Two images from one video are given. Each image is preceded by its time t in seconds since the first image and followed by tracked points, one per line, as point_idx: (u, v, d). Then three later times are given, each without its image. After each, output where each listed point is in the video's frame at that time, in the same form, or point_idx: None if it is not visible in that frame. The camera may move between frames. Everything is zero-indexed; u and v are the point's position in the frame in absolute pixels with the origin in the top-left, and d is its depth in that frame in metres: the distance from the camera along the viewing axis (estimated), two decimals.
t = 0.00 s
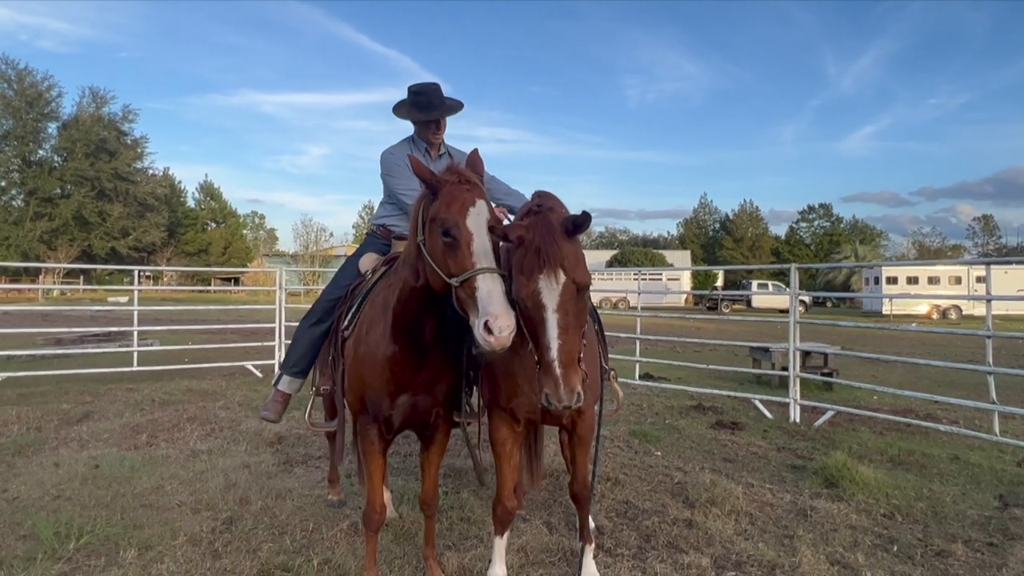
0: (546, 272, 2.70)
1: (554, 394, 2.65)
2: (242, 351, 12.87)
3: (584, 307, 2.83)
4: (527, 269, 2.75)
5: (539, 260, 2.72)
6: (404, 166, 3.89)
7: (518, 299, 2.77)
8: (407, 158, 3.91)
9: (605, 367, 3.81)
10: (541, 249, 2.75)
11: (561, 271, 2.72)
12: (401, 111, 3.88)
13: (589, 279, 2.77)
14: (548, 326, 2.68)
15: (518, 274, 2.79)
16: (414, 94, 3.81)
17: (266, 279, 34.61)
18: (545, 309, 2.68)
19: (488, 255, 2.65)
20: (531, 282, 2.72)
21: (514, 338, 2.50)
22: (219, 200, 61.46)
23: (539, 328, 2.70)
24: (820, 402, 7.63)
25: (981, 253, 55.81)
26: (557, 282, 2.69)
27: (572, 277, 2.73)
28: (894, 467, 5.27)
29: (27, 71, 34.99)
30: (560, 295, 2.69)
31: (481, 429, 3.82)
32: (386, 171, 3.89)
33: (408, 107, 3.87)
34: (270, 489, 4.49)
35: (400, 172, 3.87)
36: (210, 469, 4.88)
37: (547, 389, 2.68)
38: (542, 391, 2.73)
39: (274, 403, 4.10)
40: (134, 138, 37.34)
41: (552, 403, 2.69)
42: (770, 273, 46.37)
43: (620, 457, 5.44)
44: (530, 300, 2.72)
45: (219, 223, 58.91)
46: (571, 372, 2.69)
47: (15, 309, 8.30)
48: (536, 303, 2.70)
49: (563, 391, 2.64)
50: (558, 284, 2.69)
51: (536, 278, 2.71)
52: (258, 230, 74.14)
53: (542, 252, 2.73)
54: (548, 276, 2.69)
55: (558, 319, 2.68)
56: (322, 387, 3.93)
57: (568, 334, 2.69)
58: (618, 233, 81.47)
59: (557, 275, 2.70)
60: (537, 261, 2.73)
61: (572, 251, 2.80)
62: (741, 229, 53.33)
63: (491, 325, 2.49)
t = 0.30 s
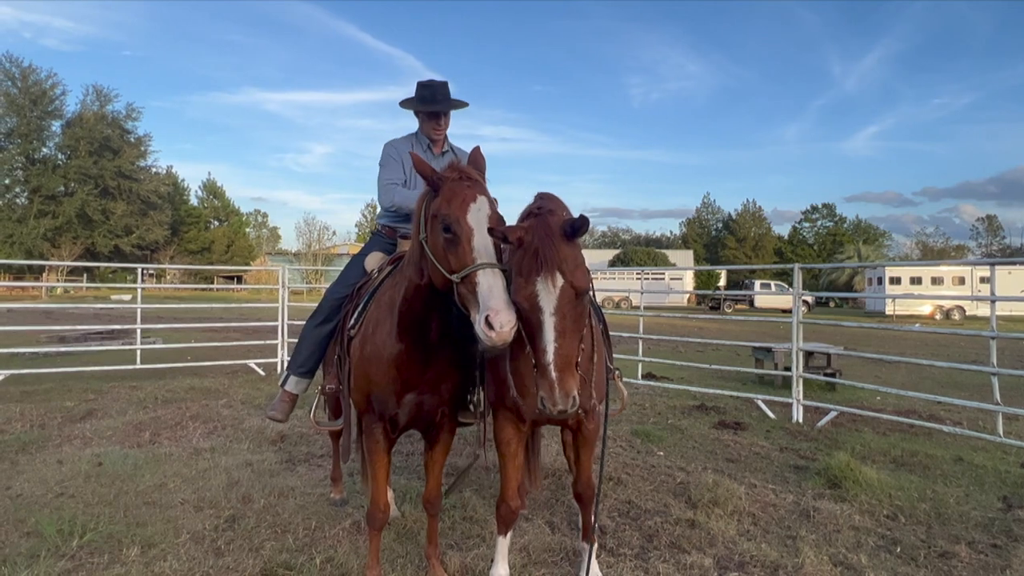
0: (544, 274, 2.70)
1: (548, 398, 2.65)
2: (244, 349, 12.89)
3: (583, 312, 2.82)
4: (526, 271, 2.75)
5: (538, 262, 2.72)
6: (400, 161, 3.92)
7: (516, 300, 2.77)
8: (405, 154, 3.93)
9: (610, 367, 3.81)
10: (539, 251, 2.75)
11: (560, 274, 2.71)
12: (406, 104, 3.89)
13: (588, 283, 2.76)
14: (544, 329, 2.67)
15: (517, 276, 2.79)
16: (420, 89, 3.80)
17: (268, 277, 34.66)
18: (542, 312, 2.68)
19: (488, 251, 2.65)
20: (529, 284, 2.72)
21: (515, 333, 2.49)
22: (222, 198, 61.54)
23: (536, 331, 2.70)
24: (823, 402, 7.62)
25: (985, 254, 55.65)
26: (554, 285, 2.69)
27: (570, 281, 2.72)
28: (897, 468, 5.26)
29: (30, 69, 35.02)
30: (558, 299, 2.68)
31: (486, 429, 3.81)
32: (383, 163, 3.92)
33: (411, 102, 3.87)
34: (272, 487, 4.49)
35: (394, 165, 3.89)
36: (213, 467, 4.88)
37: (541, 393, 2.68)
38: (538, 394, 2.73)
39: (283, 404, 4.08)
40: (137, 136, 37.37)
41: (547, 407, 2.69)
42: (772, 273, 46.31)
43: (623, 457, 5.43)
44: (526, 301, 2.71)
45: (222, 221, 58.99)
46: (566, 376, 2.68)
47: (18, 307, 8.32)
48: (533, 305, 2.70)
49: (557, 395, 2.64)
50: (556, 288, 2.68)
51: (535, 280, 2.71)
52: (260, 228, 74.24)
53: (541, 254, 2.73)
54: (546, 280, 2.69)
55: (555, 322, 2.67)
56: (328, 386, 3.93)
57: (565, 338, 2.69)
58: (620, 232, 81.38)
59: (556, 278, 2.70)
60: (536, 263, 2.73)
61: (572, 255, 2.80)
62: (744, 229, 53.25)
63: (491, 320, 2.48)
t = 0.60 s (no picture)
0: (547, 269, 2.69)
1: (547, 395, 2.65)
2: (246, 348, 12.89)
3: (586, 309, 2.81)
4: (529, 265, 2.75)
5: (542, 257, 2.72)
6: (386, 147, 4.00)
7: (519, 296, 2.77)
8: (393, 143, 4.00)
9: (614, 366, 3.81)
10: (543, 246, 2.75)
11: (563, 270, 2.70)
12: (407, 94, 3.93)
13: (591, 280, 2.76)
14: (546, 324, 2.66)
15: (520, 270, 2.80)
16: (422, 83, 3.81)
17: (271, 276, 34.71)
18: (544, 307, 2.67)
19: (491, 242, 2.65)
20: (532, 279, 2.72)
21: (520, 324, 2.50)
22: (225, 197, 61.61)
23: (538, 326, 2.69)
24: (825, 402, 7.60)
25: (988, 255, 55.54)
26: (557, 280, 2.69)
27: (573, 276, 2.71)
28: (900, 469, 5.24)
29: (35, 67, 35.10)
30: (561, 294, 2.68)
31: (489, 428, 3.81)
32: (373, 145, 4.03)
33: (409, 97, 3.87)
34: (274, 486, 4.49)
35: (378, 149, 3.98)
36: (216, 465, 4.89)
37: (541, 389, 2.68)
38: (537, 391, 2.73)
39: (289, 405, 4.15)
40: (140, 135, 37.41)
41: (546, 404, 2.68)
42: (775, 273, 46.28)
43: (625, 456, 5.43)
44: (528, 296, 2.71)
45: (224, 221, 59.07)
46: (566, 373, 2.67)
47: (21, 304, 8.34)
48: (535, 299, 2.69)
49: (557, 392, 2.64)
50: (560, 283, 2.68)
51: (538, 275, 2.70)
52: (263, 227, 74.33)
53: (546, 250, 2.74)
54: (549, 275, 2.69)
55: (557, 317, 2.66)
56: (332, 386, 3.93)
57: (566, 334, 2.68)
58: (622, 232, 81.37)
59: (559, 274, 2.69)
60: (540, 258, 2.73)
61: (576, 251, 2.79)
62: (746, 229, 53.22)
63: (496, 311, 2.49)
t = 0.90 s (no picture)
0: (554, 269, 2.69)
1: (551, 395, 2.66)
2: (249, 348, 12.91)
3: (592, 310, 2.80)
4: (536, 265, 2.75)
5: (549, 257, 2.72)
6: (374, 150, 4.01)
7: (525, 295, 2.77)
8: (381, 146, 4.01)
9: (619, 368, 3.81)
10: (550, 246, 2.75)
11: (570, 270, 2.70)
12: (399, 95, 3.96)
13: (597, 281, 2.75)
14: (551, 325, 2.67)
15: (526, 270, 2.79)
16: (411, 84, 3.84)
17: (273, 274, 34.79)
18: (550, 307, 2.67)
19: (491, 217, 2.66)
20: (538, 279, 2.72)
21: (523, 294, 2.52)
22: (228, 197, 61.67)
23: (543, 326, 2.70)
24: (828, 404, 7.59)
25: (991, 256, 55.43)
26: (564, 280, 2.69)
27: (580, 277, 2.72)
28: (903, 471, 5.24)
29: (38, 67, 35.13)
30: (567, 295, 2.68)
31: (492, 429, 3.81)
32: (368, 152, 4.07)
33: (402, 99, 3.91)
34: (277, 486, 4.50)
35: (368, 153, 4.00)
36: (219, 465, 4.90)
37: (545, 390, 2.69)
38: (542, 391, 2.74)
39: (296, 408, 4.19)
40: (144, 134, 37.46)
41: (550, 405, 2.68)
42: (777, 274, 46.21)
43: (626, 457, 5.42)
44: (535, 296, 2.71)
45: (227, 220, 59.14)
46: (571, 374, 2.68)
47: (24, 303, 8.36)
48: (542, 299, 2.69)
49: (561, 392, 2.64)
50: (566, 284, 2.68)
51: (545, 275, 2.70)
52: (265, 226, 74.40)
53: (553, 250, 2.73)
54: (556, 275, 2.69)
55: (563, 318, 2.66)
56: (336, 386, 3.93)
57: (571, 335, 2.68)
58: (624, 233, 81.35)
59: (566, 274, 2.69)
60: (547, 258, 2.73)
61: (583, 252, 2.79)
62: (749, 230, 53.15)
63: (498, 281, 2.51)
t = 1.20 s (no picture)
0: (562, 250, 2.65)
1: (551, 379, 2.64)
2: (250, 348, 12.91)
3: (596, 295, 2.77)
4: (543, 244, 2.71)
5: (558, 237, 2.67)
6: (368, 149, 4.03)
7: (531, 275, 2.74)
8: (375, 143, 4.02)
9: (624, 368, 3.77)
10: (561, 227, 2.69)
11: (578, 252, 2.67)
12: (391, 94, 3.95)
13: (603, 264, 2.72)
14: (555, 307, 2.65)
15: (533, 249, 2.75)
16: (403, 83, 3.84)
17: (275, 273, 34.80)
18: (555, 288, 2.65)
19: (489, 165, 3.02)
20: (546, 258, 2.68)
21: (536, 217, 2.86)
22: (230, 197, 61.72)
23: (547, 307, 2.68)
24: (830, 405, 7.58)
25: (993, 257, 55.38)
26: (571, 262, 2.65)
27: (587, 260, 2.68)
28: (904, 472, 5.23)
29: (41, 67, 35.23)
30: (573, 277, 2.65)
31: (493, 429, 3.80)
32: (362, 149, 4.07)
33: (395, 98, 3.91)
34: (279, 486, 4.50)
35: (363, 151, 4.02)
36: (221, 465, 4.91)
37: (545, 372, 2.67)
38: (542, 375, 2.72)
39: (303, 412, 4.19)
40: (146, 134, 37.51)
41: (550, 390, 2.66)
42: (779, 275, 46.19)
43: (628, 458, 5.42)
44: (541, 276, 2.68)
45: (229, 220, 59.19)
46: (572, 358, 2.66)
47: (28, 302, 8.39)
48: (547, 280, 2.67)
49: (561, 377, 2.62)
50: (573, 266, 2.65)
51: (552, 255, 2.67)
52: (267, 226, 74.45)
53: (562, 230, 2.69)
54: (564, 256, 2.65)
55: (567, 300, 2.65)
56: (341, 387, 3.94)
57: (575, 319, 2.66)
58: (625, 233, 81.33)
59: (573, 256, 2.66)
60: (555, 238, 2.68)
61: (591, 235, 2.75)
62: (750, 231, 53.13)
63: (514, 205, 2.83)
